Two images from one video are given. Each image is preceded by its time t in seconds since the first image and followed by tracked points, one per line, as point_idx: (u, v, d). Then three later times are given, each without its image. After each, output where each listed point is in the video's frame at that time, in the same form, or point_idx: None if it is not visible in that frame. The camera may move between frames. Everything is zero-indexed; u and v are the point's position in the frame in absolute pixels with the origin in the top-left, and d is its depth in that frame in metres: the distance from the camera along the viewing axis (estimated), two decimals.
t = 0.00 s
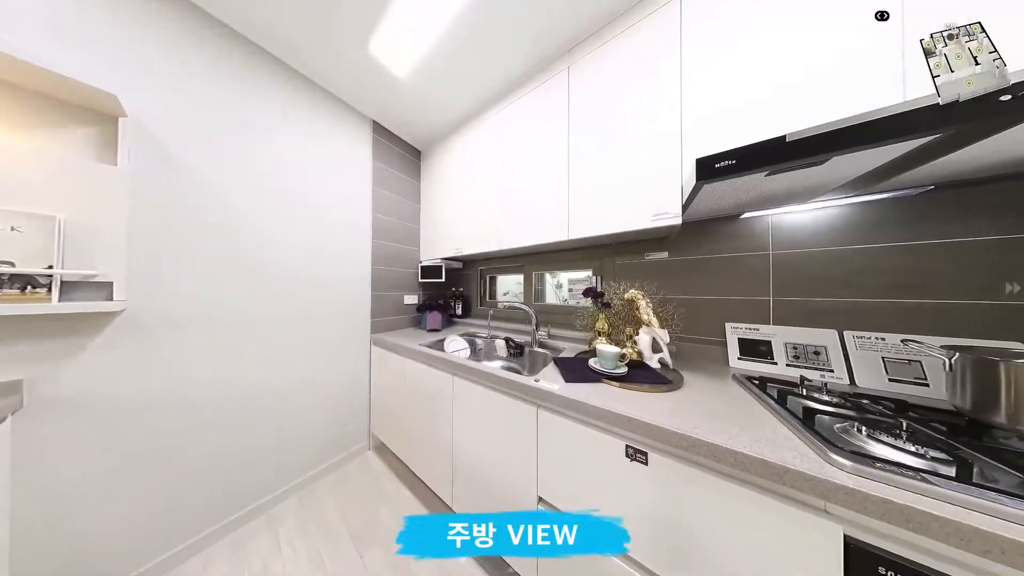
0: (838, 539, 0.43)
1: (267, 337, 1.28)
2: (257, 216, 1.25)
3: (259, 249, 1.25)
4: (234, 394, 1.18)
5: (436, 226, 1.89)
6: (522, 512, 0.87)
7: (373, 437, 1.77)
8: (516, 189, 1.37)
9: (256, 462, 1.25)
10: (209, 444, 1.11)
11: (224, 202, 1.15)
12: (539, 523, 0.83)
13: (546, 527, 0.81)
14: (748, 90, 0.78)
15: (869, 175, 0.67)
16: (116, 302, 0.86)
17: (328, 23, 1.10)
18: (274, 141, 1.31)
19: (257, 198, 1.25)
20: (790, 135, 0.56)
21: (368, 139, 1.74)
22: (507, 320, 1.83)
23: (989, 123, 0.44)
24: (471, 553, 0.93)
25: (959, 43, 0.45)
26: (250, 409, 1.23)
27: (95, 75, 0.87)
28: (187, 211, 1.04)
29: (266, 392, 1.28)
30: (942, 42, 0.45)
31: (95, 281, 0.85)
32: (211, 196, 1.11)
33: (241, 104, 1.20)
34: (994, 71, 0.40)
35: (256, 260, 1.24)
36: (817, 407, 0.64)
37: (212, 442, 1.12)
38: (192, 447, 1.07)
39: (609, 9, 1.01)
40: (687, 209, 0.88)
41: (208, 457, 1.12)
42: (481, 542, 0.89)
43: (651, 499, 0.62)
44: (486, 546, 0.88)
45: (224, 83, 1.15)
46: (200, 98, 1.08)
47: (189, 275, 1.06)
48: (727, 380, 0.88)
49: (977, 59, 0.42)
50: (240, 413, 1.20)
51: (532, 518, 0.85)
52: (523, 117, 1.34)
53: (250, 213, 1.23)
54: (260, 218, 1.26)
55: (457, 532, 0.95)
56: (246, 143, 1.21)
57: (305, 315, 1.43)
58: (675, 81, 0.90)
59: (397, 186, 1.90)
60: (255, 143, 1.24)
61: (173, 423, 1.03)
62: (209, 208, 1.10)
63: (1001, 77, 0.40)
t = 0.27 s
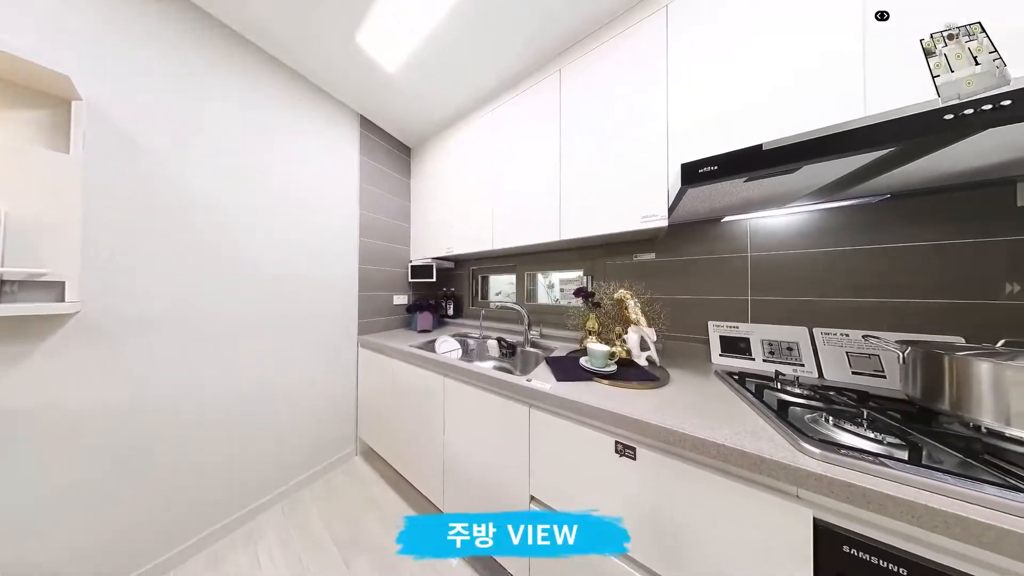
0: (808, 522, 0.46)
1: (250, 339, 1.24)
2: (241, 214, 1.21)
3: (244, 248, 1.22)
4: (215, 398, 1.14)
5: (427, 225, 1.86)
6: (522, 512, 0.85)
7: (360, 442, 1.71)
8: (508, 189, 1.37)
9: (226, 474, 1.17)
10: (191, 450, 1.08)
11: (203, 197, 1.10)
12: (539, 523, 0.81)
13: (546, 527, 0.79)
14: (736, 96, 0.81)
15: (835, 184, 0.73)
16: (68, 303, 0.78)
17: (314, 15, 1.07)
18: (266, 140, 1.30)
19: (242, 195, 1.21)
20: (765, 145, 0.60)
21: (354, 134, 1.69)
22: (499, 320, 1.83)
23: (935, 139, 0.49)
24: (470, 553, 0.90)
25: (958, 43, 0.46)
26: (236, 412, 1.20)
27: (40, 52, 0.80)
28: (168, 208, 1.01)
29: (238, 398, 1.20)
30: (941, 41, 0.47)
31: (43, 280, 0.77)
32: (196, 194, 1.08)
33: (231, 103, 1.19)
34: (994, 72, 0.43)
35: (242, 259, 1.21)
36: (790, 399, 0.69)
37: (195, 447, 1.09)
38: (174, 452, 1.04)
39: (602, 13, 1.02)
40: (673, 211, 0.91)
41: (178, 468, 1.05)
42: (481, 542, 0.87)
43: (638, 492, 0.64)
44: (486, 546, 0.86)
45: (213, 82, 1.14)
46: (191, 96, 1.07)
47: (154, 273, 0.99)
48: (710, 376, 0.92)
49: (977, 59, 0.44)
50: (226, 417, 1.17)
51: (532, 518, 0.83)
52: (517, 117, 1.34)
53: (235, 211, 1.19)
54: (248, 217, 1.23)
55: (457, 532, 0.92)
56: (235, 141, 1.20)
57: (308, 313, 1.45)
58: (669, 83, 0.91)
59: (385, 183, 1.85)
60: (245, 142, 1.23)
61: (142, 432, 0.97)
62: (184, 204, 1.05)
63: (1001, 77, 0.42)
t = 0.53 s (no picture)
0: (783, 508, 0.49)
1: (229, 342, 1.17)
2: (221, 209, 1.14)
3: (224, 245, 1.15)
4: (191, 405, 1.07)
5: (418, 223, 1.82)
6: (521, 513, 0.84)
7: (347, 447, 1.65)
8: (500, 189, 1.37)
9: (199, 487, 1.09)
10: (167, 460, 1.01)
11: (179, 192, 1.03)
12: (539, 523, 0.81)
13: (546, 527, 0.79)
14: (725, 102, 0.83)
15: (807, 191, 0.78)
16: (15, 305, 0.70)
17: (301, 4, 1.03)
18: (250, 133, 1.25)
19: (221, 190, 1.14)
20: (745, 152, 0.63)
21: (341, 129, 1.62)
22: (491, 320, 1.82)
23: (894, 152, 0.53)
24: (470, 552, 0.92)
25: (958, 43, 0.53)
26: (215, 419, 1.13)
27: None
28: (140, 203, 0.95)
29: (214, 404, 1.13)
30: (942, 42, 0.54)
31: None
32: (171, 189, 1.02)
33: (215, 95, 1.14)
34: (993, 72, 0.49)
35: (220, 257, 1.14)
36: (768, 393, 0.73)
37: (172, 457, 1.02)
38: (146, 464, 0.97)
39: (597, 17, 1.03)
40: (660, 214, 0.94)
41: (145, 481, 0.97)
42: (481, 542, 0.89)
43: (628, 487, 0.66)
44: (486, 545, 0.88)
45: (198, 73, 1.09)
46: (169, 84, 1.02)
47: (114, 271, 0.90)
48: (695, 372, 0.96)
49: (976, 59, 0.51)
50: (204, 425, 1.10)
51: (531, 518, 0.83)
52: (510, 116, 1.34)
53: (215, 207, 1.13)
54: (228, 213, 1.17)
55: (457, 532, 0.94)
56: (219, 134, 1.14)
57: (300, 314, 1.42)
58: (665, 85, 0.93)
59: (374, 180, 1.80)
60: (227, 134, 1.17)
61: (109, 444, 0.90)
62: (155, 197, 0.98)
63: (1001, 75, 0.49)
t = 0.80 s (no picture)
0: (760, 495, 0.52)
1: (203, 345, 1.10)
2: (196, 205, 1.08)
3: (198, 243, 1.09)
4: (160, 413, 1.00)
5: (408, 222, 1.78)
6: (517, 513, 0.84)
7: (333, 453, 1.59)
8: (493, 188, 1.37)
9: (168, 501, 1.02)
10: (136, 471, 0.95)
11: (149, 186, 0.97)
12: (539, 524, 0.80)
13: (546, 527, 0.78)
14: (712, 108, 0.86)
15: (782, 197, 0.83)
16: None
17: None
18: (228, 125, 1.18)
19: (195, 184, 1.08)
20: (727, 159, 0.66)
21: (326, 123, 1.57)
22: (484, 321, 1.81)
23: (857, 163, 0.58)
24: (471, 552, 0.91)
25: (959, 43, 0.60)
26: (188, 428, 1.06)
27: None
28: (106, 198, 0.89)
29: (184, 412, 1.06)
30: (943, 42, 0.62)
31: None
32: (141, 182, 0.96)
33: (189, 83, 1.07)
34: (993, 71, 0.57)
35: (196, 255, 1.08)
36: (747, 388, 0.77)
37: (141, 467, 0.97)
38: (110, 476, 0.90)
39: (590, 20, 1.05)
40: (648, 217, 0.97)
41: (103, 497, 0.90)
42: (481, 542, 0.87)
43: (616, 483, 0.67)
44: (486, 545, 0.87)
45: (174, 63, 1.04)
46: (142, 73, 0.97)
47: (71, 270, 0.83)
48: (680, 369, 1.00)
49: (975, 60, 0.58)
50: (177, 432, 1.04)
51: (531, 518, 0.81)
52: (503, 116, 1.33)
53: (190, 202, 1.06)
54: (206, 209, 1.11)
55: (457, 532, 0.93)
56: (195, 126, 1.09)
57: (284, 315, 1.36)
58: (666, 84, 0.93)
59: (362, 177, 1.74)
60: (203, 126, 1.11)
61: (62, 457, 0.83)
62: (117, 191, 0.91)
63: (1000, 75, 0.57)
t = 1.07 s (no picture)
0: (740, 484, 0.55)
1: (174, 349, 1.03)
2: (168, 199, 1.01)
3: (170, 240, 1.01)
4: (125, 423, 0.93)
5: (398, 220, 1.74)
6: (512, 514, 0.83)
7: (319, 459, 1.53)
8: (485, 188, 1.36)
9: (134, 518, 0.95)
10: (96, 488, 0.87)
11: (111, 178, 0.89)
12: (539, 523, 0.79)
13: (546, 527, 0.77)
14: (700, 114, 0.89)
15: (761, 202, 0.88)
16: None
17: None
18: (204, 114, 1.11)
19: (166, 176, 1.00)
20: (711, 164, 0.69)
21: (312, 116, 1.50)
22: (476, 321, 1.80)
23: (827, 172, 0.62)
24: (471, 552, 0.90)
25: (959, 43, 0.62)
26: (157, 438, 0.99)
27: None
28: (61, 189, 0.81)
29: (153, 421, 0.98)
30: (943, 43, 0.63)
31: None
32: (102, 173, 0.87)
33: (160, 69, 1.00)
34: (993, 72, 0.58)
35: (167, 253, 1.00)
36: (729, 383, 0.81)
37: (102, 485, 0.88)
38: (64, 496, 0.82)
39: (583, 24, 1.06)
40: (637, 219, 1.00)
41: (59, 517, 0.82)
42: (481, 542, 0.87)
43: (608, 479, 0.69)
44: (486, 545, 0.86)
45: (142, 46, 0.96)
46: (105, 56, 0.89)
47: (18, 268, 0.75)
48: (667, 366, 1.03)
49: (975, 60, 0.59)
50: (145, 443, 0.97)
51: (531, 518, 0.81)
52: (497, 115, 1.33)
53: (161, 197, 0.99)
54: (179, 204, 1.03)
55: (457, 532, 0.92)
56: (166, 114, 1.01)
57: (264, 316, 1.29)
58: (667, 84, 0.94)
59: (350, 173, 1.69)
60: (175, 115, 1.03)
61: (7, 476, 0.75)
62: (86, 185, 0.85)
63: (1002, 76, 0.57)
